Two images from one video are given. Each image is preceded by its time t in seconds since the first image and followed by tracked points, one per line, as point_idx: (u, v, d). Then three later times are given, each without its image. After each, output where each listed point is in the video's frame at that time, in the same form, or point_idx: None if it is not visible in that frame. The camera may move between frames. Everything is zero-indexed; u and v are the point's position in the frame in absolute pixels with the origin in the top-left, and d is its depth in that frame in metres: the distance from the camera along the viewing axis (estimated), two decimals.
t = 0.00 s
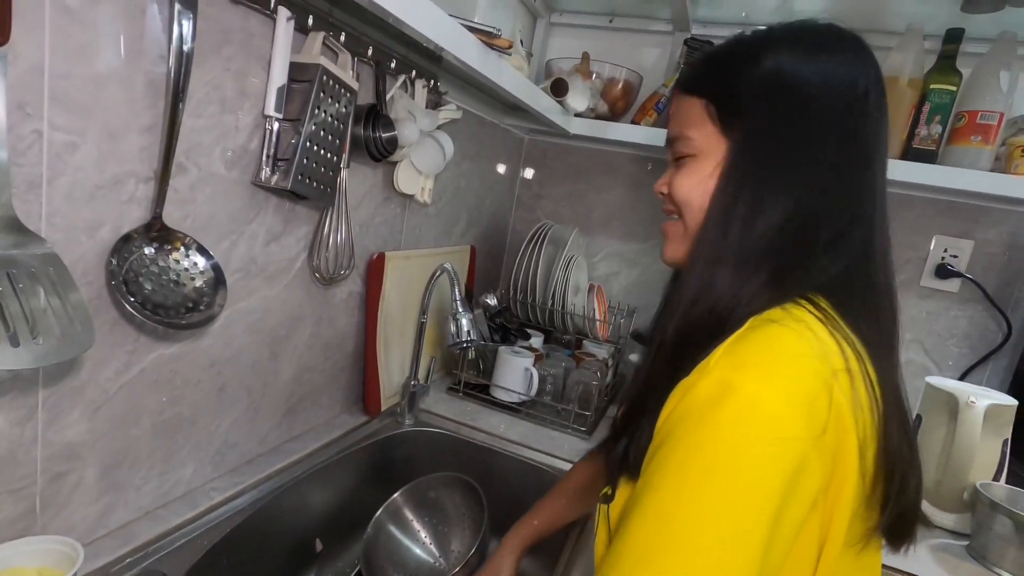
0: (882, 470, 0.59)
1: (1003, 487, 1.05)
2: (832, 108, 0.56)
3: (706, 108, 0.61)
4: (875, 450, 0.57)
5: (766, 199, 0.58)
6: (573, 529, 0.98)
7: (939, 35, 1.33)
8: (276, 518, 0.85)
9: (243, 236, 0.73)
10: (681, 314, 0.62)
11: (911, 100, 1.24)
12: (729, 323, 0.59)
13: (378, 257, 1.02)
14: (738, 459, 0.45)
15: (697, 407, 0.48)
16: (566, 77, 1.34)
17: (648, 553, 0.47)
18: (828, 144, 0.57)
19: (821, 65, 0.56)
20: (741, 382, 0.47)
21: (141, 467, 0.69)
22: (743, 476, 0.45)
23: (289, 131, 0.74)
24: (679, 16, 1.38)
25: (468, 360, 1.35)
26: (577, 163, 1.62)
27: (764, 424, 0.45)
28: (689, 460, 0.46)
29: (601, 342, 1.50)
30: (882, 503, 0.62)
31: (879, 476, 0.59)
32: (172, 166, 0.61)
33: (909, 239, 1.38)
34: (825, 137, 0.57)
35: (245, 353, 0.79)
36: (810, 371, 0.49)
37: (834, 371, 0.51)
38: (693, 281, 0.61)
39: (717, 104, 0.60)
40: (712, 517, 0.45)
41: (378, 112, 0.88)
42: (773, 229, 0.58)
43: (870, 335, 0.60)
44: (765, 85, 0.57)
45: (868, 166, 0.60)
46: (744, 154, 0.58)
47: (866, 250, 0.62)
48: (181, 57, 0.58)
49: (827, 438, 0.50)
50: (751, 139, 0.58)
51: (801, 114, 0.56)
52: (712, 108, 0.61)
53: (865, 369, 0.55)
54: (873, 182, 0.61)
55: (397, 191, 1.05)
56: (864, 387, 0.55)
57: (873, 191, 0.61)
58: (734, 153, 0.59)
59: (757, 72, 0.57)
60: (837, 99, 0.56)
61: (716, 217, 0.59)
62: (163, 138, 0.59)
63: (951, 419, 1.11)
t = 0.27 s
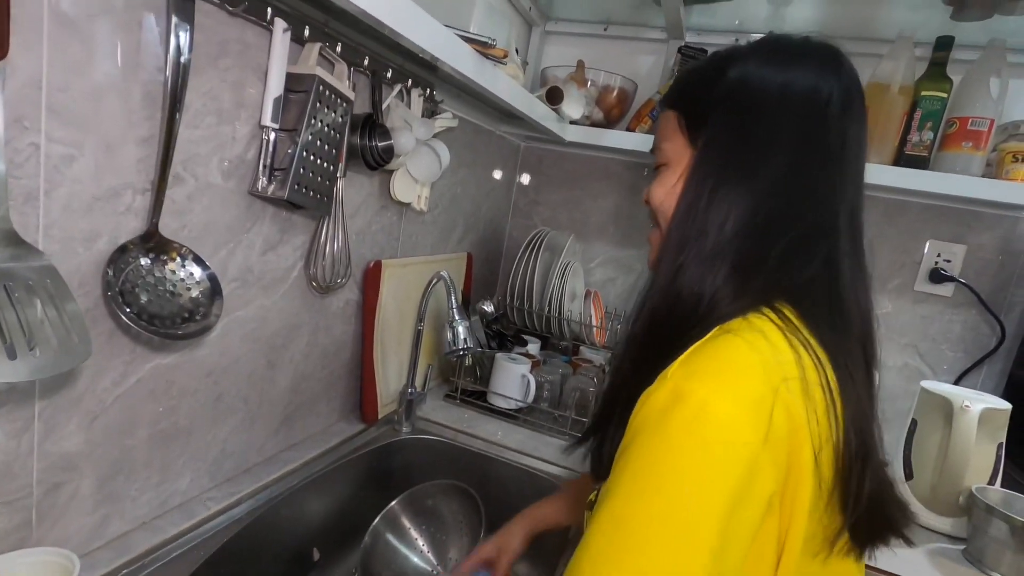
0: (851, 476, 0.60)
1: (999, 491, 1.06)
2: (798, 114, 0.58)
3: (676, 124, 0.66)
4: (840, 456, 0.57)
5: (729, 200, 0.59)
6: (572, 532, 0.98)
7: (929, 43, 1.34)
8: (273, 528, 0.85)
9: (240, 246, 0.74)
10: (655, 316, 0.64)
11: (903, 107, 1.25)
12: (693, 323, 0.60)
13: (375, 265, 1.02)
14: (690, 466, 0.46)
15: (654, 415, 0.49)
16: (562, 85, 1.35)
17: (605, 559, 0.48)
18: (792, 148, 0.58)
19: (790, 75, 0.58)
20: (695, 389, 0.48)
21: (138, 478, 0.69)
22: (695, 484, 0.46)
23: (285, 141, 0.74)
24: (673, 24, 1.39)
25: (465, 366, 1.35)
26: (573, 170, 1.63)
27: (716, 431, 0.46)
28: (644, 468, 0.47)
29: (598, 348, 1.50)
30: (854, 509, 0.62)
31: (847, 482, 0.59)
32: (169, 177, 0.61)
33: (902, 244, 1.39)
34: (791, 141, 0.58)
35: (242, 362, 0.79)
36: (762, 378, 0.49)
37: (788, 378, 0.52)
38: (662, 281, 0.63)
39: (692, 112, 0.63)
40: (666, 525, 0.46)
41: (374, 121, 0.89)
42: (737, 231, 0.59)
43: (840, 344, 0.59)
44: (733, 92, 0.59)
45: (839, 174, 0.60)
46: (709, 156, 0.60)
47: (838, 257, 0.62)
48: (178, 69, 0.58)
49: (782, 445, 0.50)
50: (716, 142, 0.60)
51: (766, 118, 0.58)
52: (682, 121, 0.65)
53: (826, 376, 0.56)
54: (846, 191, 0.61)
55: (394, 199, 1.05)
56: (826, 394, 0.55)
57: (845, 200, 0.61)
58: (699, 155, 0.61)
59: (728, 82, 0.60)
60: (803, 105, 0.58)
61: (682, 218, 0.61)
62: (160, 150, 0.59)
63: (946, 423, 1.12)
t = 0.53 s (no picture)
0: (854, 484, 0.59)
1: (1003, 496, 1.05)
2: (781, 123, 0.59)
3: (665, 139, 0.67)
4: (845, 466, 0.57)
5: (719, 210, 0.60)
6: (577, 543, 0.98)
7: (926, 48, 1.34)
8: (277, 540, 0.85)
9: (243, 258, 0.74)
10: (655, 324, 0.65)
11: (901, 112, 1.26)
12: (688, 332, 0.61)
13: (377, 275, 1.03)
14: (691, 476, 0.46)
15: (655, 426, 0.49)
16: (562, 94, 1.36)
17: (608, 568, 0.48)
18: (779, 158, 0.59)
19: (771, 84, 0.59)
20: (695, 400, 0.48)
21: (143, 490, 0.69)
22: (697, 494, 0.46)
23: (288, 154, 0.75)
24: (671, 32, 1.40)
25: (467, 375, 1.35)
26: (573, 177, 1.63)
27: (717, 442, 0.46)
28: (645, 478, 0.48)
29: (600, 355, 1.50)
30: (858, 516, 0.62)
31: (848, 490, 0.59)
32: (174, 192, 0.61)
33: (903, 249, 1.39)
34: (775, 149, 0.59)
35: (246, 374, 0.80)
36: (763, 387, 0.49)
37: (789, 387, 0.52)
38: (660, 290, 0.64)
39: (679, 123, 0.65)
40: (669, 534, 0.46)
41: (376, 132, 0.89)
42: (729, 240, 0.60)
43: (837, 349, 0.59)
44: (717, 103, 0.60)
45: (828, 180, 0.61)
46: (697, 168, 0.61)
47: (831, 262, 0.61)
48: (182, 85, 0.59)
49: (784, 454, 0.50)
50: (703, 154, 0.61)
51: (749, 129, 0.59)
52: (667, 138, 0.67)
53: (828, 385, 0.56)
54: (836, 196, 0.61)
55: (396, 209, 1.06)
56: (827, 404, 0.55)
57: (836, 205, 0.61)
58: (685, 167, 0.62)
59: (711, 94, 0.61)
60: (786, 114, 0.59)
61: (672, 228, 0.62)
62: (164, 165, 0.60)
63: (950, 428, 1.12)
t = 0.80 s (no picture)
0: (872, 485, 0.59)
1: (1011, 497, 1.05)
2: (765, 123, 0.59)
3: (651, 152, 0.68)
4: (864, 468, 0.57)
5: (713, 214, 0.60)
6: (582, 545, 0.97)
7: (931, 49, 1.34)
8: (283, 542, 0.85)
9: (250, 261, 0.74)
10: (655, 332, 0.65)
11: (906, 112, 1.25)
12: (686, 337, 0.61)
13: (382, 277, 1.03)
14: (717, 485, 0.46)
15: (677, 434, 0.49)
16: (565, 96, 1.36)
17: None
18: (768, 159, 0.59)
19: (749, 86, 0.59)
20: (718, 408, 0.48)
21: (150, 493, 0.69)
22: (725, 503, 0.46)
23: (294, 156, 0.75)
24: (674, 34, 1.40)
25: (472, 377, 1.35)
26: (576, 179, 1.64)
27: (741, 450, 0.46)
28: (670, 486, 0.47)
29: (604, 357, 1.50)
30: (876, 516, 0.62)
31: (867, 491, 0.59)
32: (181, 195, 0.62)
33: (908, 250, 1.39)
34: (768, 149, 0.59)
35: (252, 376, 0.80)
36: (784, 392, 0.49)
37: (812, 392, 0.51)
38: (660, 297, 0.64)
39: (664, 134, 0.65)
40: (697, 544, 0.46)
41: (381, 135, 0.89)
42: (726, 244, 0.60)
43: (848, 344, 0.59)
44: (707, 106, 0.61)
45: (819, 175, 0.60)
46: (687, 176, 0.61)
47: (831, 257, 0.61)
48: (190, 88, 0.59)
49: (810, 460, 0.50)
50: (691, 161, 0.61)
51: (733, 132, 0.59)
52: (655, 152, 0.68)
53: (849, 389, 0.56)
54: (828, 191, 0.61)
55: (401, 211, 1.06)
56: (848, 407, 0.55)
57: (829, 200, 0.61)
58: (679, 173, 0.62)
59: (691, 102, 0.62)
60: (769, 114, 0.59)
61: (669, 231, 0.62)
62: (172, 168, 0.60)
63: (956, 429, 1.11)
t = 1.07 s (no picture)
0: (882, 480, 0.60)
1: (1012, 494, 1.05)
2: (762, 123, 0.59)
3: (648, 155, 0.68)
4: (874, 465, 0.58)
5: (716, 216, 0.60)
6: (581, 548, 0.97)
7: (927, 47, 1.34)
8: (283, 544, 0.84)
9: (247, 263, 0.74)
10: (656, 333, 0.64)
11: (903, 110, 1.26)
12: (689, 339, 0.60)
13: (380, 278, 1.03)
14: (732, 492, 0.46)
15: (687, 442, 0.49)
16: (562, 96, 1.36)
17: None
18: (767, 159, 0.59)
19: (743, 87, 0.59)
20: (728, 415, 0.48)
21: (149, 496, 0.69)
22: (740, 511, 0.46)
23: (291, 158, 0.75)
24: (671, 34, 1.40)
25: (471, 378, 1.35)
26: (574, 179, 1.64)
27: (756, 457, 0.46)
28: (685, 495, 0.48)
29: (604, 357, 1.50)
30: (885, 511, 0.62)
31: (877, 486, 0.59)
32: (177, 197, 0.61)
33: (906, 247, 1.39)
34: (771, 150, 0.59)
35: (250, 378, 0.80)
36: (792, 395, 0.49)
37: (819, 392, 0.52)
38: (662, 298, 0.64)
39: (660, 137, 0.65)
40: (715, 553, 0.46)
41: (378, 136, 0.89)
42: (728, 244, 0.60)
43: (850, 340, 0.59)
44: (706, 108, 0.60)
45: (817, 173, 0.61)
46: (685, 178, 0.61)
47: (832, 253, 0.61)
48: (186, 89, 0.59)
49: (821, 463, 0.50)
50: (689, 164, 0.61)
51: (732, 134, 0.59)
52: (652, 156, 0.67)
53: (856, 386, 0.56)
54: (826, 188, 0.61)
55: (398, 213, 1.06)
56: (855, 406, 0.56)
57: (828, 197, 0.61)
58: (681, 174, 0.62)
59: (686, 105, 0.62)
60: (765, 114, 0.59)
61: (674, 234, 0.62)
62: (168, 170, 0.60)
63: (957, 427, 1.11)
